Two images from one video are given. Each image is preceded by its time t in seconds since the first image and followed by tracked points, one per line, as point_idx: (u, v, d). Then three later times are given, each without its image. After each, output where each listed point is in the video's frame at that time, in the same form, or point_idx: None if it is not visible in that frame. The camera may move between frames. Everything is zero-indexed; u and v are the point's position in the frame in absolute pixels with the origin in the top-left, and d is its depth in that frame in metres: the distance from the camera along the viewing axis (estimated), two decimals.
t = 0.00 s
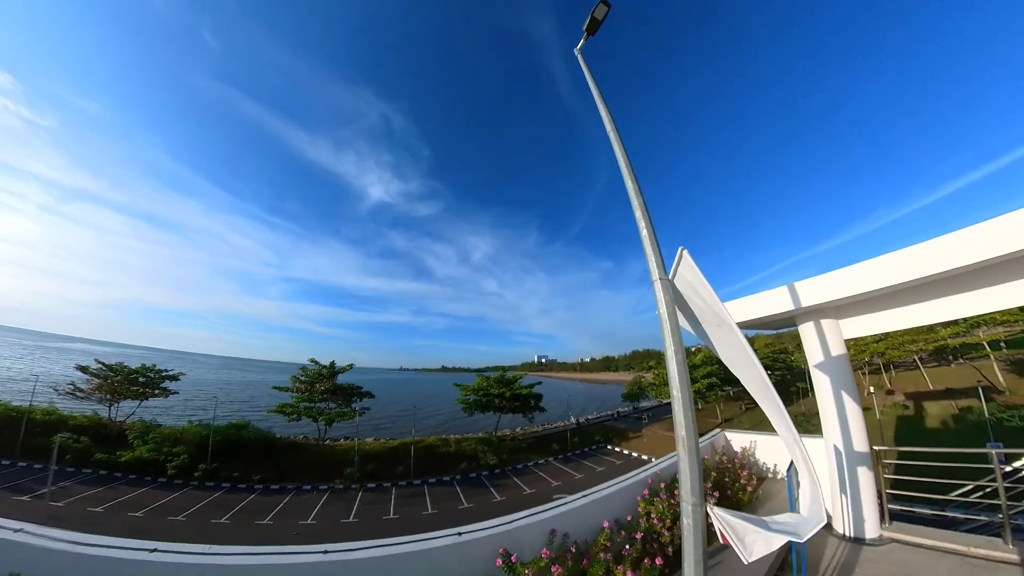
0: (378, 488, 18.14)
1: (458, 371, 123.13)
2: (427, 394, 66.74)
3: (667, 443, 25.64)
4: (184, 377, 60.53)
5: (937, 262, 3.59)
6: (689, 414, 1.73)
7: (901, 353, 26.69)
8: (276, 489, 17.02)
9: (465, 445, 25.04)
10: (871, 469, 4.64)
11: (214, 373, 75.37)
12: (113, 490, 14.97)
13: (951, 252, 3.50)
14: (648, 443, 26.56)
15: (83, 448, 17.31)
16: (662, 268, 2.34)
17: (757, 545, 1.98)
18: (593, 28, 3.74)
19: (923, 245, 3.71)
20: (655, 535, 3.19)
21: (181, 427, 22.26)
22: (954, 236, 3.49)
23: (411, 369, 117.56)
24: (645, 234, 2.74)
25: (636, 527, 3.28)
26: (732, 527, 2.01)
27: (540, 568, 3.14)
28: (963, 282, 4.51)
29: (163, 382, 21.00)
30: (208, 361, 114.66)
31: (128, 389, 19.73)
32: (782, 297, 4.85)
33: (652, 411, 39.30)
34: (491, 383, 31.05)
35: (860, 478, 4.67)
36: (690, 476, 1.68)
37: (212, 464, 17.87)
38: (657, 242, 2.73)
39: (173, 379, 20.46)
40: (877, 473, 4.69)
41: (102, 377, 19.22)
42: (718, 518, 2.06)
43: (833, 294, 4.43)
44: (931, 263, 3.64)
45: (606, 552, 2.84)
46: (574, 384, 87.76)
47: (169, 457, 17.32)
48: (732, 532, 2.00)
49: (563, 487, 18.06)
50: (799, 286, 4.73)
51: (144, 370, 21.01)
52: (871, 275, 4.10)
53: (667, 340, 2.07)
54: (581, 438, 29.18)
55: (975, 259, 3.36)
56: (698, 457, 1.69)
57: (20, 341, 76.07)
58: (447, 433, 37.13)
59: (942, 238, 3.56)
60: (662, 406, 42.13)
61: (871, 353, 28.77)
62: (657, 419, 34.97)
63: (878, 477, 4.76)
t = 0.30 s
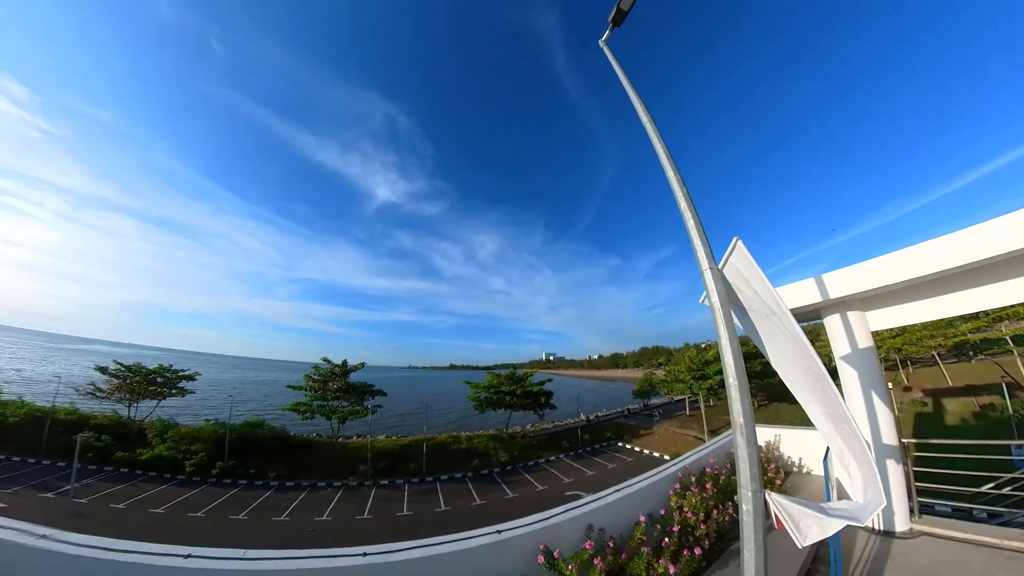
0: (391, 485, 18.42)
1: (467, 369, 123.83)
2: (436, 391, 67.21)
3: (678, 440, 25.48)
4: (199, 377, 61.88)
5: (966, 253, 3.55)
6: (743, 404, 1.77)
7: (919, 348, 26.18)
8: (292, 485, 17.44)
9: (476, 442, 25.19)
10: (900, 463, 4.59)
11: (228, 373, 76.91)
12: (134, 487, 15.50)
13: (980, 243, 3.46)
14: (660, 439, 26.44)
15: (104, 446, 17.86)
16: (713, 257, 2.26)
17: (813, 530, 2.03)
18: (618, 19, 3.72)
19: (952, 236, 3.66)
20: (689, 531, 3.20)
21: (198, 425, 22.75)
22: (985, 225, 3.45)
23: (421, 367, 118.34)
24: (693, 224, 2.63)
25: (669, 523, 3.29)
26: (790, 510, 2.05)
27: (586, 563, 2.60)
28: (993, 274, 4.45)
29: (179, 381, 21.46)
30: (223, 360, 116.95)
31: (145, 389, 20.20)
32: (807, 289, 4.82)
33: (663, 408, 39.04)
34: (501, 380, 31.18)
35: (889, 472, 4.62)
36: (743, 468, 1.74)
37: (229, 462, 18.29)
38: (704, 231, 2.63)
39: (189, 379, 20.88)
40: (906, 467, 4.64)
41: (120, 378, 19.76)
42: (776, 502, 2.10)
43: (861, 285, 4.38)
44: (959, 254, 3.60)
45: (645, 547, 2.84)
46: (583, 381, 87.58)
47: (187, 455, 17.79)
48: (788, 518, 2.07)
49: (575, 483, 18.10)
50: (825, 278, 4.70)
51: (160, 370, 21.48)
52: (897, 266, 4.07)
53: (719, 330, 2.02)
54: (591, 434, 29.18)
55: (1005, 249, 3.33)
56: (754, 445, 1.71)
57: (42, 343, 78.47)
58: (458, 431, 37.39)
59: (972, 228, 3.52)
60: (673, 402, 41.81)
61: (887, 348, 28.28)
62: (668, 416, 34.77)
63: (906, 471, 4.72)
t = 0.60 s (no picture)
0: (403, 482, 18.66)
1: (476, 367, 124.46)
2: (446, 390, 67.70)
3: (689, 437, 25.30)
4: (213, 377, 63.21)
5: (994, 247, 3.49)
6: (791, 398, 1.82)
7: (937, 344, 25.62)
8: (306, 482, 17.76)
9: (486, 440, 25.31)
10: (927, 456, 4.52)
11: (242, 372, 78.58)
12: (154, 484, 15.98)
13: (1010, 236, 3.40)
14: (670, 436, 26.22)
15: (124, 445, 18.38)
16: (755, 249, 2.24)
17: (860, 521, 2.24)
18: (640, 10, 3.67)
19: (981, 228, 3.59)
20: (717, 526, 3.23)
21: (214, 424, 23.19)
22: (1020, 215, 3.35)
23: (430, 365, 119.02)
24: (731, 217, 2.58)
25: (696, 517, 3.32)
26: (835, 504, 2.28)
27: (620, 560, 2.53)
28: None
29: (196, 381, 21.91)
30: (237, 360, 119.29)
31: (163, 389, 20.66)
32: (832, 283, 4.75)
33: (673, 405, 38.75)
34: (510, 378, 31.26)
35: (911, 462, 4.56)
36: (788, 461, 1.81)
37: (244, 459, 18.66)
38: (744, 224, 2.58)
39: (205, 379, 21.28)
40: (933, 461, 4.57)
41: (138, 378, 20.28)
42: (822, 497, 2.33)
43: (887, 279, 4.31)
44: (989, 248, 3.54)
45: (677, 543, 2.86)
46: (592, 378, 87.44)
47: (204, 452, 18.21)
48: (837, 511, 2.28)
49: (586, 481, 18.09)
50: (851, 273, 4.64)
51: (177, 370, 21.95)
52: (924, 258, 3.98)
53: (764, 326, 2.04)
54: (601, 431, 29.11)
55: None
56: (802, 438, 1.77)
57: (61, 344, 80.53)
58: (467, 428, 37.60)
59: (1002, 221, 3.45)
60: (684, 399, 41.50)
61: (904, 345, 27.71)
62: (678, 413, 34.54)
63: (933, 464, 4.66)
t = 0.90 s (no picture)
0: (414, 479, 18.80)
1: (484, 364, 124.99)
2: (454, 388, 67.95)
3: (701, 435, 25.05)
4: (226, 376, 64.29)
5: None
6: (834, 393, 1.82)
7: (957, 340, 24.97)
8: (318, 479, 18.02)
9: (496, 437, 25.35)
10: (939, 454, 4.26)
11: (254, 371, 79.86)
12: (172, 481, 16.34)
13: None
14: (681, 434, 25.95)
15: (142, 443, 18.79)
16: (793, 241, 2.17)
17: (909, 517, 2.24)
18: None
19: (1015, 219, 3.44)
20: (744, 527, 3.18)
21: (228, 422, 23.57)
22: None
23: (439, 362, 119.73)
24: (767, 206, 2.49)
25: (722, 517, 3.27)
26: (877, 497, 2.31)
27: (649, 564, 2.49)
28: None
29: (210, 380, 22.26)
30: (249, 359, 121.28)
31: (178, 388, 21.04)
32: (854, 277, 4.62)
33: (683, 402, 38.41)
34: (519, 375, 31.24)
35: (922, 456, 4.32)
36: (832, 456, 1.84)
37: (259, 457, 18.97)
38: (780, 213, 2.49)
39: (219, 378, 21.62)
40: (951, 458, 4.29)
41: (155, 378, 20.68)
42: (869, 495, 2.35)
43: (913, 272, 4.17)
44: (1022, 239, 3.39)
45: (704, 545, 2.83)
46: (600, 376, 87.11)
47: (219, 450, 18.54)
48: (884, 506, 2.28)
49: (596, 478, 18.01)
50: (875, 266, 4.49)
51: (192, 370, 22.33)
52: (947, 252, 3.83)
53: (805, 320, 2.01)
54: (611, 429, 28.97)
55: None
56: (847, 435, 1.77)
57: (79, 345, 82.47)
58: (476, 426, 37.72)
59: None
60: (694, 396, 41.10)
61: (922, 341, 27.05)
62: (689, 410, 34.26)
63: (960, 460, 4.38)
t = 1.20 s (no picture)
0: (424, 477, 18.89)
1: (492, 362, 125.15)
2: (463, 385, 68.16)
3: (712, 432, 24.77)
4: (239, 375, 65.26)
5: None
6: (884, 391, 1.73)
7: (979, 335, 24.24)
8: (330, 477, 18.20)
9: (505, 435, 25.33)
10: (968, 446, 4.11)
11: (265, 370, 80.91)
12: (188, 478, 16.61)
13: None
14: (692, 432, 25.66)
15: (159, 441, 19.12)
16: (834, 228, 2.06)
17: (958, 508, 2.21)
18: None
19: None
20: (773, 530, 3.08)
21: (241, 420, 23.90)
22: None
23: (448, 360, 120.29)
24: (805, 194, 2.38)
25: (749, 519, 3.18)
26: (930, 493, 2.28)
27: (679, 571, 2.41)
28: None
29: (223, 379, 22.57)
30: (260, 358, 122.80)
31: (192, 387, 21.37)
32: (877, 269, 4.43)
33: (694, 399, 37.98)
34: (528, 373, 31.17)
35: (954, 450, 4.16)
36: (881, 456, 1.77)
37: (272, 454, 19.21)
38: (819, 200, 2.37)
39: (231, 378, 21.87)
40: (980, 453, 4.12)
41: (170, 377, 21.04)
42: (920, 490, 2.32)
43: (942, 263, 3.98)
44: None
45: (734, 550, 2.74)
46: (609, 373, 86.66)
47: (233, 448, 18.80)
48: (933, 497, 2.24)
49: (607, 476, 17.90)
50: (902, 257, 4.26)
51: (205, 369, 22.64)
52: (980, 243, 3.66)
53: (850, 312, 1.91)
54: (621, 426, 28.79)
55: None
56: (897, 434, 1.70)
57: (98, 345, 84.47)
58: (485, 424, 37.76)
59: None
60: (704, 393, 40.65)
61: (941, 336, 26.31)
62: (699, 407, 33.90)
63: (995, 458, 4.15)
